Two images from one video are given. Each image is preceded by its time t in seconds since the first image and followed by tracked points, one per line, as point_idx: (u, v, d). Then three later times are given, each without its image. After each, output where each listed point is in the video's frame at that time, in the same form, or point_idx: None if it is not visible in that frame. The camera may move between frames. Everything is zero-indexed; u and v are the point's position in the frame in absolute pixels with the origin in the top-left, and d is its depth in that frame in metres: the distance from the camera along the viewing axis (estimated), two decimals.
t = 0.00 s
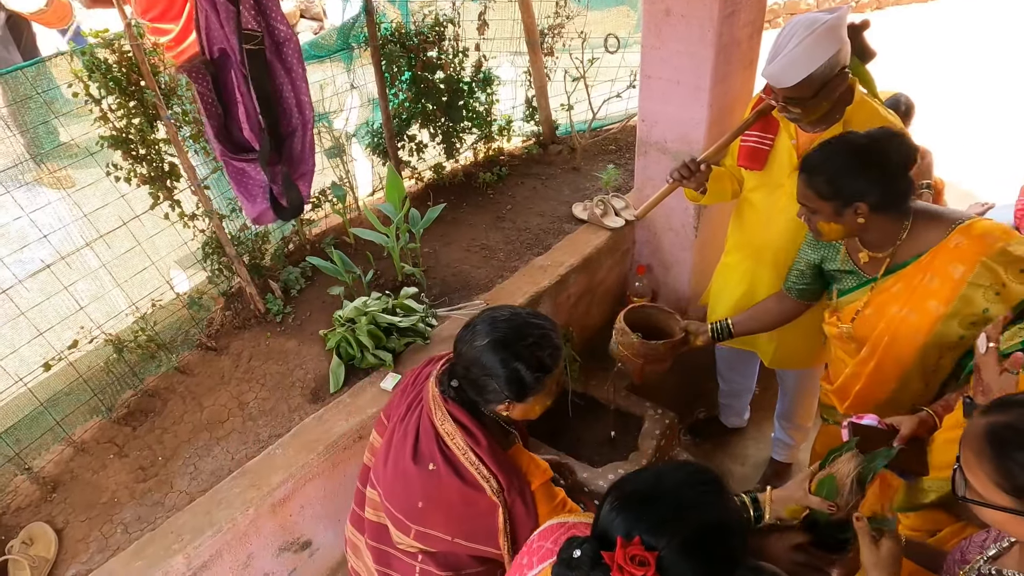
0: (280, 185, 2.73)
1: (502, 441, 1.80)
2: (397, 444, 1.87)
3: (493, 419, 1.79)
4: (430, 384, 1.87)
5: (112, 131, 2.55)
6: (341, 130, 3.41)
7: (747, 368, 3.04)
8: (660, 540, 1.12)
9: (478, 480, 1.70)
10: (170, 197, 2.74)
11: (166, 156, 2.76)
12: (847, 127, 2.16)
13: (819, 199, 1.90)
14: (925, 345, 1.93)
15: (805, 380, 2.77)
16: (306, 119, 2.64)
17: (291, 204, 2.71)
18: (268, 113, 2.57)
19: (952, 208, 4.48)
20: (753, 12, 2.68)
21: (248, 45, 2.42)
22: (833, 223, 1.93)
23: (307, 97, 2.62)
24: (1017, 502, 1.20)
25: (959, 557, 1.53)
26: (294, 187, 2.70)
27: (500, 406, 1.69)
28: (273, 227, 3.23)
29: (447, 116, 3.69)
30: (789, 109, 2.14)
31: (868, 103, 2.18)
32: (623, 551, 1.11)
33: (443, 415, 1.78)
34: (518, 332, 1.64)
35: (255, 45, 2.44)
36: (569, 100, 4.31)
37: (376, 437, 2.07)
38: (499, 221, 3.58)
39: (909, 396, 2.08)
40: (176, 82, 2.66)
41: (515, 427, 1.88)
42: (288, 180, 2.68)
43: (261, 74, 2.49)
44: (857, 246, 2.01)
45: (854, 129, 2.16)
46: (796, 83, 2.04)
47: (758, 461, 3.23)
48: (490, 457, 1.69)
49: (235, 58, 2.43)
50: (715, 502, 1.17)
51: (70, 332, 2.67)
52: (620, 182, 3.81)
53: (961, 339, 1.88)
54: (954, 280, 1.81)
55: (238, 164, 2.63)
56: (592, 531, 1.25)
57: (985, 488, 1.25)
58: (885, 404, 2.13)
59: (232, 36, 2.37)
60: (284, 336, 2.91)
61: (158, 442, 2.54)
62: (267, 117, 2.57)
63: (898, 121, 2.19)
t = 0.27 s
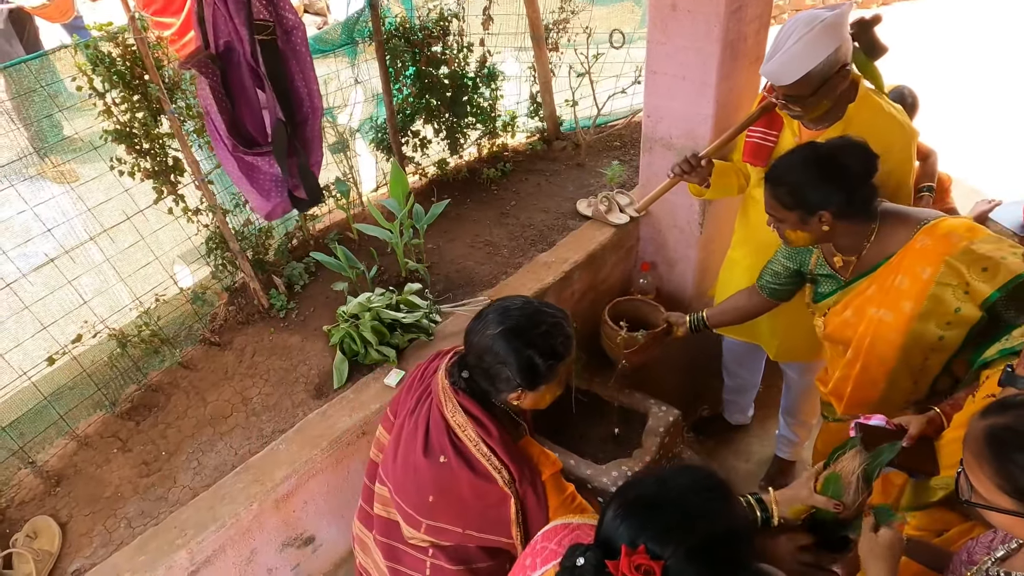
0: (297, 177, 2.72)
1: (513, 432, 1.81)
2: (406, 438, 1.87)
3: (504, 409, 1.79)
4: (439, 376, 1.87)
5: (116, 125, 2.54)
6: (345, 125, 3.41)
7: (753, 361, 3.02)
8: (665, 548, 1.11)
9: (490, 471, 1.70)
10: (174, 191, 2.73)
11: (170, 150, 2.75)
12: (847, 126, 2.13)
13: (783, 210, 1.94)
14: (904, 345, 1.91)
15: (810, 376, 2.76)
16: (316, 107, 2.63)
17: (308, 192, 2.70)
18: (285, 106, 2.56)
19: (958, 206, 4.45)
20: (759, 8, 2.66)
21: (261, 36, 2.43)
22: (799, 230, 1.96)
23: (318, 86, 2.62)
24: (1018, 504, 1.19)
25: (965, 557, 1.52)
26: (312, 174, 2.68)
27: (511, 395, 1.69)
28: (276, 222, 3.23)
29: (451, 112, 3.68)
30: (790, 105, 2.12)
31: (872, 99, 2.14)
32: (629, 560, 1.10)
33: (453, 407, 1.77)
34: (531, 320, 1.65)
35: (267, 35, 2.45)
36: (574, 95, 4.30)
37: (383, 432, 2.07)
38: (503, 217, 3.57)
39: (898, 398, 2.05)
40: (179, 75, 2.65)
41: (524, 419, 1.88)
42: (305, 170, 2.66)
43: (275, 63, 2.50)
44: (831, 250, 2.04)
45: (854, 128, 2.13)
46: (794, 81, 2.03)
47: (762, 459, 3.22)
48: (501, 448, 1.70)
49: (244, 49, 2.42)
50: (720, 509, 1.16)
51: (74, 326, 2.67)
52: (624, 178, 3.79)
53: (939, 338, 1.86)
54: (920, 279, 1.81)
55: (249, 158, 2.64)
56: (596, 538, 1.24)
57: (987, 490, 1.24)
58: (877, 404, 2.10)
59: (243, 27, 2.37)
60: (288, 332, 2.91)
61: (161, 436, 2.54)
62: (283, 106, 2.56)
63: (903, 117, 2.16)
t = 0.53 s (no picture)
0: (310, 175, 2.73)
1: (515, 431, 1.80)
2: (407, 440, 1.86)
3: (505, 406, 1.79)
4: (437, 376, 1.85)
5: (122, 120, 2.54)
6: (350, 121, 3.40)
7: (759, 360, 3.00)
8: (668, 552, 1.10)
9: (493, 470, 1.70)
10: (179, 187, 2.73)
11: (176, 145, 2.74)
12: (856, 122, 2.10)
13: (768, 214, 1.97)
14: (892, 345, 1.92)
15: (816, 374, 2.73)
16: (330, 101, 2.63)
17: (322, 192, 2.73)
18: (297, 99, 2.56)
19: (967, 204, 4.42)
20: (768, 4, 2.64)
21: (272, 29, 2.43)
22: (784, 233, 1.98)
23: (330, 81, 2.61)
24: None
25: (973, 560, 1.52)
26: (325, 171, 2.69)
27: (513, 389, 1.67)
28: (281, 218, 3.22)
29: (456, 108, 3.67)
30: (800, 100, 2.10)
31: (881, 94, 2.11)
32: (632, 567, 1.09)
33: (453, 407, 1.76)
34: (533, 312, 1.64)
35: (278, 29, 2.45)
36: (580, 92, 4.28)
37: (382, 434, 2.06)
38: (508, 214, 3.56)
39: (897, 398, 2.05)
40: (185, 71, 2.65)
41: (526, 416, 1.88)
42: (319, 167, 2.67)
43: (287, 57, 2.51)
44: (821, 251, 2.06)
45: (863, 125, 2.10)
46: (804, 76, 2.00)
47: (767, 458, 3.20)
48: (504, 447, 1.70)
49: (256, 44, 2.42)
50: (723, 512, 1.14)
51: (80, 322, 2.67)
52: (631, 176, 3.77)
53: (926, 339, 1.86)
54: (903, 280, 1.82)
55: (261, 155, 2.62)
56: (597, 543, 1.23)
57: (1007, 497, 1.23)
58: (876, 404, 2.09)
59: (254, 21, 2.36)
60: (293, 328, 2.90)
61: (166, 432, 2.54)
62: (295, 100, 2.56)
63: (912, 112, 2.12)
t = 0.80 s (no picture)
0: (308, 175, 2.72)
1: (501, 435, 1.79)
2: (393, 449, 1.85)
3: (491, 409, 1.78)
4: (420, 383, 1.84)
5: (125, 118, 2.53)
6: (353, 119, 3.40)
7: (761, 360, 2.99)
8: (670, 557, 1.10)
9: (479, 477, 1.69)
10: (182, 184, 2.72)
11: (179, 143, 2.74)
12: (863, 121, 2.09)
13: (765, 214, 1.96)
14: (890, 346, 1.92)
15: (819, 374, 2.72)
16: (333, 104, 2.64)
17: (319, 194, 2.65)
18: (297, 100, 2.55)
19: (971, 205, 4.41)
20: (773, 3, 2.62)
21: (273, 29, 2.41)
22: (783, 233, 1.98)
23: (333, 82, 2.61)
24: None
25: (972, 562, 1.52)
26: (322, 175, 2.63)
27: (499, 392, 1.67)
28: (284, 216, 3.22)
29: (460, 107, 3.66)
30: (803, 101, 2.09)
31: (887, 92, 2.10)
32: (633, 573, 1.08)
33: (437, 414, 1.75)
34: (516, 312, 1.63)
35: (279, 29, 2.42)
36: (584, 91, 4.27)
37: (369, 442, 2.05)
38: (511, 213, 3.55)
39: (894, 399, 2.05)
40: (189, 68, 2.64)
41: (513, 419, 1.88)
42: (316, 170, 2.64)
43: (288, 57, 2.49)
44: (818, 251, 2.05)
45: (870, 123, 2.08)
46: (807, 80, 2.01)
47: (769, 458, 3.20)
48: (490, 454, 1.69)
49: (260, 44, 2.43)
50: (716, 519, 1.13)
51: (84, 320, 2.67)
52: (634, 175, 3.77)
53: (922, 339, 1.87)
54: (898, 281, 1.83)
55: (263, 156, 2.64)
56: (595, 554, 1.22)
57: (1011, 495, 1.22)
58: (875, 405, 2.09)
59: (256, 20, 2.35)
60: (295, 326, 2.90)
61: (169, 430, 2.54)
62: (295, 102, 2.55)
63: (917, 110, 2.11)
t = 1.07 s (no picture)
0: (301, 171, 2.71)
1: (477, 443, 1.78)
2: (368, 460, 1.83)
3: (465, 416, 1.78)
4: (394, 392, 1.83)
5: (127, 115, 2.53)
6: (355, 117, 3.39)
7: (761, 359, 2.99)
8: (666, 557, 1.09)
9: (454, 486, 1.68)
10: (183, 182, 2.73)
11: (180, 140, 2.74)
12: (866, 121, 2.10)
13: (789, 206, 1.90)
14: (904, 344, 1.94)
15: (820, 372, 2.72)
16: (330, 105, 2.64)
17: (309, 192, 2.67)
18: (292, 101, 2.57)
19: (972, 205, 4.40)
20: (776, 2, 2.62)
21: (270, 28, 2.41)
22: (804, 227, 1.93)
23: (329, 82, 2.62)
24: None
25: (971, 563, 1.51)
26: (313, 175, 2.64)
27: (476, 395, 1.68)
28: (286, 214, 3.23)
29: (461, 105, 3.66)
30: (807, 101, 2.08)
31: (891, 92, 2.10)
32: None
33: (411, 422, 1.74)
34: (490, 313, 1.66)
35: (276, 28, 2.43)
36: (585, 89, 4.26)
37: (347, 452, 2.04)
38: (513, 212, 3.55)
39: (901, 397, 2.08)
40: (191, 65, 2.64)
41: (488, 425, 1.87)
42: (308, 169, 2.64)
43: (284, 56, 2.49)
44: (834, 248, 2.03)
45: (873, 123, 2.09)
46: (811, 81, 2.00)
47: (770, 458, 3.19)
48: (464, 464, 1.68)
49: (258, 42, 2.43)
50: (702, 519, 1.14)
51: (85, 316, 2.67)
52: (635, 174, 3.76)
53: (937, 338, 1.89)
54: (919, 279, 1.83)
55: (262, 150, 2.64)
56: (583, 565, 1.20)
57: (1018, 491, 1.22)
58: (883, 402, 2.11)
59: (255, 18, 2.36)
60: (296, 324, 2.90)
61: (170, 428, 2.54)
62: (287, 102, 2.56)
63: (919, 109, 2.11)
